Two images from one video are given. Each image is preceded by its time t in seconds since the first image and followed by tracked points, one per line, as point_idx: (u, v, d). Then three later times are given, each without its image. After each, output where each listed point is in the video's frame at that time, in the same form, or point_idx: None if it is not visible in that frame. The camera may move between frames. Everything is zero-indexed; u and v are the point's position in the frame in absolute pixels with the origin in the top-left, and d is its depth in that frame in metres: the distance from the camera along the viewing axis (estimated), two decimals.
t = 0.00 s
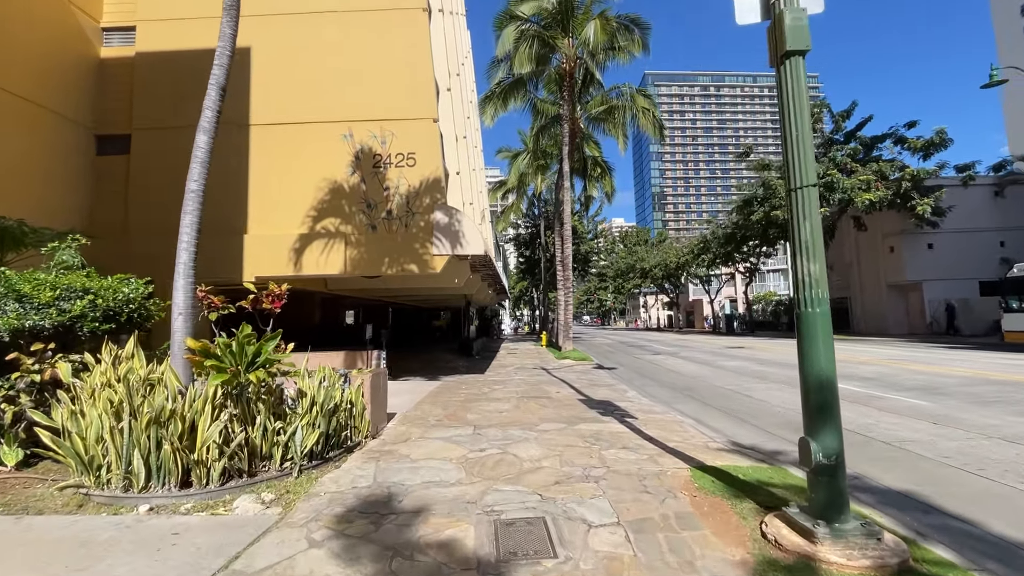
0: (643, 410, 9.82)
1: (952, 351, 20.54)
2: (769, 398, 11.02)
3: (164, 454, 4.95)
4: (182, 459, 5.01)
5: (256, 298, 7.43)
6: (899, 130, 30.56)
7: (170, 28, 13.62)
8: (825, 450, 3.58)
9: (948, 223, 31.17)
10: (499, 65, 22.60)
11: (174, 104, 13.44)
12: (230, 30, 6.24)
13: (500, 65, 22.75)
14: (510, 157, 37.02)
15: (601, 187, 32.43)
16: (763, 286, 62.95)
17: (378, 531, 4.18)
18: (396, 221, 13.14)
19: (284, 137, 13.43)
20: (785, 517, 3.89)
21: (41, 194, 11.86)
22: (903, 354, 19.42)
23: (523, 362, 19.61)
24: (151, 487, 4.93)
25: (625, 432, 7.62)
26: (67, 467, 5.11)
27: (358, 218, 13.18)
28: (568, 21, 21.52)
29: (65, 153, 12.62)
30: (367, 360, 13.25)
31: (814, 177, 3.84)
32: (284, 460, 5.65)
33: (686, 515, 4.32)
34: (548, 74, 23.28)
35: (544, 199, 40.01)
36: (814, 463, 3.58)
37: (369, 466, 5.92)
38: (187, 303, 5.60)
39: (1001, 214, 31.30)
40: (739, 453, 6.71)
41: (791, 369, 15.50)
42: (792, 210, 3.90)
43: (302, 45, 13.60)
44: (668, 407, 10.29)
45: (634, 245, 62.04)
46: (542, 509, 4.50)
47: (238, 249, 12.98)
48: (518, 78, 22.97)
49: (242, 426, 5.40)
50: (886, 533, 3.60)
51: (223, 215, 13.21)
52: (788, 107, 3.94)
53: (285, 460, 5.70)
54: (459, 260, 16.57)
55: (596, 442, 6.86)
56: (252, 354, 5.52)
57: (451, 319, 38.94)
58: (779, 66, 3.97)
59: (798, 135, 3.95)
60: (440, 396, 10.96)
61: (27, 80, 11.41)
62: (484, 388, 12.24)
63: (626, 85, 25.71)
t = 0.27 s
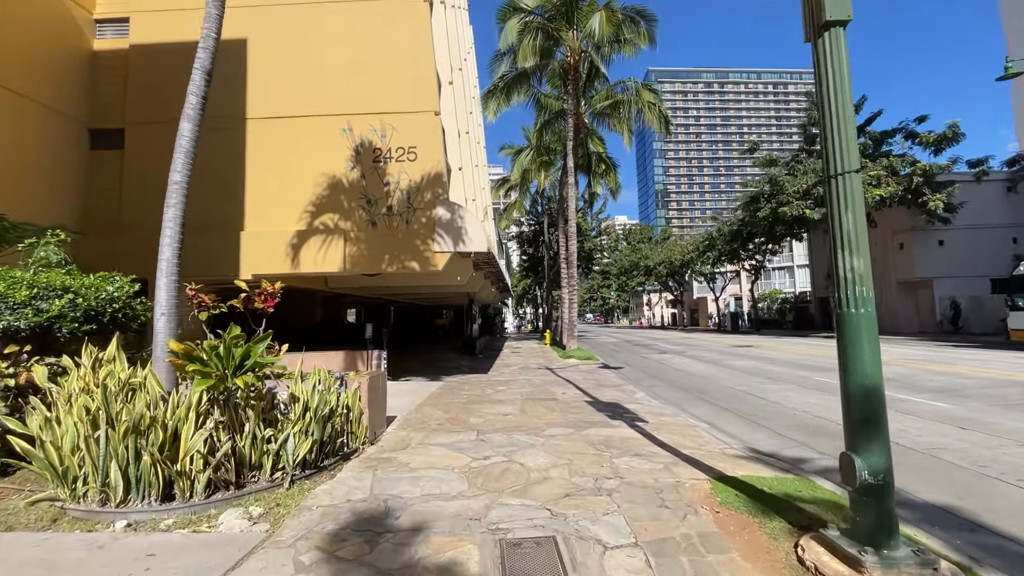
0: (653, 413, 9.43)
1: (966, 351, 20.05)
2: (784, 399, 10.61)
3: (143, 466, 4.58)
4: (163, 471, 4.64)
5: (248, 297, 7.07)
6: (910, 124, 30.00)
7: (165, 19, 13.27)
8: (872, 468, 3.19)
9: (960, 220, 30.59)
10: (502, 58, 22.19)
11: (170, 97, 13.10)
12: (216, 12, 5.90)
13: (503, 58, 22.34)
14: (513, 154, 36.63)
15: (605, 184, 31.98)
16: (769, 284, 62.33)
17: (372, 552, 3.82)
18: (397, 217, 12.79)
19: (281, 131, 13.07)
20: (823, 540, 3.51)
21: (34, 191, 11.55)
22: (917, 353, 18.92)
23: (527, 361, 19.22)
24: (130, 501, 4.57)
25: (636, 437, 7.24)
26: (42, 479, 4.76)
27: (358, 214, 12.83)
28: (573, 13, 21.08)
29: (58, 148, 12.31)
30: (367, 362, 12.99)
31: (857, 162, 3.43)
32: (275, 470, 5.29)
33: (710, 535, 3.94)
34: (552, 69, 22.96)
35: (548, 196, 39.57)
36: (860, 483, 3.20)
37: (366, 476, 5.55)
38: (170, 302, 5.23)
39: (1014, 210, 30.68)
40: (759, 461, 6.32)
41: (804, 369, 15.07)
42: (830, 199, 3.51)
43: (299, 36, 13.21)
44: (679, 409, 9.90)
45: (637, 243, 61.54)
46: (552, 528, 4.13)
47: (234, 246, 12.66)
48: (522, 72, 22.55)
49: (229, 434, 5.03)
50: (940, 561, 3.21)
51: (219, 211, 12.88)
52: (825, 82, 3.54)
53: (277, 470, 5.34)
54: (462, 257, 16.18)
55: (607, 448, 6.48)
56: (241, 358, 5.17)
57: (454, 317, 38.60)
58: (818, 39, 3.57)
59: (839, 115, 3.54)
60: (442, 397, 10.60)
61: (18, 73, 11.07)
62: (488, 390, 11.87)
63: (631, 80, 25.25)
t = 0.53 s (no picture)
0: (663, 415, 9.05)
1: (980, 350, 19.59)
2: (798, 401, 10.22)
3: (119, 477, 4.22)
4: (142, 482, 4.29)
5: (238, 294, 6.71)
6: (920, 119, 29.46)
7: (159, 9, 12.88)
8: (931, 489, 2.80)
9: (971, 216, 30.05)
10: (505, 52, 21.83)
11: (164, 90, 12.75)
12: None
13: (506, 51, 21.94)
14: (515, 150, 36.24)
15: (610, 180, 31.56)
16: (774, 281, 61.79)
17: None
18: (397, 212, 12.42)
19: (278, 124, 12.69)
20: (869, 566, 3.13)
21: (25, 185, 11.21)
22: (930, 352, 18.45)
23: (530, 361, 18.84)
24: (105, 515, 4.22)
25: (649, 442, 6.84)
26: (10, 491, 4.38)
27: (357, 209, 12.46)
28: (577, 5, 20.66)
29: (50, 141, 11.96)
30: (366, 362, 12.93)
31: (912, 140, 3.01)
32: (263, 480, 4.94)
33: (739, 557, 3.55)
34: (555, 64, 22.79)
35: (550, 193, 39.17)
36: (917, 504, 2.81)
37: (362, 486, 5.17)
38: (150, 301, 4.86)
39: None
40: (781, 469, 5.92)
41: (815, 368, 14.64)
42: (880, 181, 3.09)
43: (297, 25, 12.82)
44: (690, 412, 9.51)
45: (641, 241, 61.06)
46: (563, 547, 3.75)
47: (231, 242, 12.30)
48: (525, 65, 22.15)
49: (214, 442, 4.68)
50: None
51: (215, 206, 12.54)
52: (873, 48, 3.13)
53: (266, 480, 4.99)
54: (465, 255, 15.83)
55: (618, 455, 6.10)
56: (227, 360, 4.81)
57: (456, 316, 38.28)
58: None
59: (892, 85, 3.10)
60: (443, 399, 10.23)
61: (7, 63, 10.71)
62: (490, 391, 11.51)
63: (636, 74, 24.80)
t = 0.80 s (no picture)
0: (672, 418, 8.68)
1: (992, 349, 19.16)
2: (811, 403, 9.84)
3: (87, 491, 3.88)
4: (113, 497, 3.94)
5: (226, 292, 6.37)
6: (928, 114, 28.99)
7: None
8: (996, 515, 2.44)
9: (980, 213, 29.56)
10: (507, 45, 21.50)
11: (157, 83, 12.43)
12: None
13: (508, 45, 21.59)
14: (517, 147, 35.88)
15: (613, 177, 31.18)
16: (778, 280, 61.26)
17: None
18: (396, 208, 12.09)
19: (274, 118, 12.35)
20: None
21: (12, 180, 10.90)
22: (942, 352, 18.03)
23: (532, 360, 18.49)
24: (73, 533, 3.88)
25: (659, 448, 6.49)
26: None
27: (355, 205, 12.12)
28: None
29: (39, 136, 11.65)
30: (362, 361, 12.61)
31: (971, 116, 2.64)
32: (248, 492, 4.61)
33: None
34: (558, 59, 22.50)
35: (553, 190, 38.78)
36: (978, 531, 2.45)
37: (354, 498, 4.83)
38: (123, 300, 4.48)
39: None
40: (801, 478, 5.55)
41: (826, 369, 14.24)
42: (931, 162, 2.72)
43: (293, 16, 12.47)
44: (699, 415, 9.15)
45: (643, 239, 60.65)
46: (572, 571, 3.39)
47: (226, 239, 11.98)
48: (527, 59, 21.80)
49: (193, 451, 4.35)
50: None
51: (209, 202, 12.22)
52: (921, 11, 2.75)
53: (250, 492, 4.65)
54: (465, 252, 15.49)
55: (627, 463, 5.74)
56: (207, 364, 4.48)
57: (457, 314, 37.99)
58: None
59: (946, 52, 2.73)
60: (443, 401, 9.88)
61: None
62: (491, 392, 11.15)
63: (640, 69, 24.40)
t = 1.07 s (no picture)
0: (678, 420, 8.32)
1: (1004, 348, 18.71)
2: (823, 404, 9.45)
3: (41, 505, 3.51)
4: (70, 512, 3.57)
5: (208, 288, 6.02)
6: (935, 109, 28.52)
7: None
8: None
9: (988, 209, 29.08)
10: (507, 38, 21.19)
11: (146, 74, 12.07)
12: None
13: (508, 38, 21.23)
14: (518, 144, 35.47)
15: (615, 174, 30.76)
16: (781, 278, 60.72)
17: None
18: (393, 202, 11.72)
19: (266, 109, 11.97)
20: None
21: None
22: (953, 351, 17.59)
23: (533, 359, 18.12)
24: (25, 551, 3.51)
25: (667, 454, 6.11)
26: None
27: (351, 200, 11.75)
28: None
29: (24, 128, 11.31)
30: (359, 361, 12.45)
31: None
32: (223, 503, 4.25)
33: None
34: (560, 53, 22.09)
35: (554, 188, 38.37)
36: None
37: (339, 509, 4.47)
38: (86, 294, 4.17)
39: None
40: (821, 486, 5.17)
41: (836, 368, 13.83)
42: (994, 130, 2.33)
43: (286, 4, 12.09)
44: (706, 416, 8.80)
45: (645, 237, 60.22)
46: None
47: (217, 235, 11.61)
48: (528, 52, 21.42)
49: (162, 459, 3.99)
50: None
51: (199, 197, 11.86)
52: None
53: (226, 503, 4.29)
54: (464, 248, 15.15)
55: (634, 470, 5.38)
56: (177, 364, 4.15)
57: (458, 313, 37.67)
58: None
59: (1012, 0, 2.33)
60: (440, 401, 9.54)
61: None
62: (490, 392, 10.81)
63: (642, 63, 23.98)
